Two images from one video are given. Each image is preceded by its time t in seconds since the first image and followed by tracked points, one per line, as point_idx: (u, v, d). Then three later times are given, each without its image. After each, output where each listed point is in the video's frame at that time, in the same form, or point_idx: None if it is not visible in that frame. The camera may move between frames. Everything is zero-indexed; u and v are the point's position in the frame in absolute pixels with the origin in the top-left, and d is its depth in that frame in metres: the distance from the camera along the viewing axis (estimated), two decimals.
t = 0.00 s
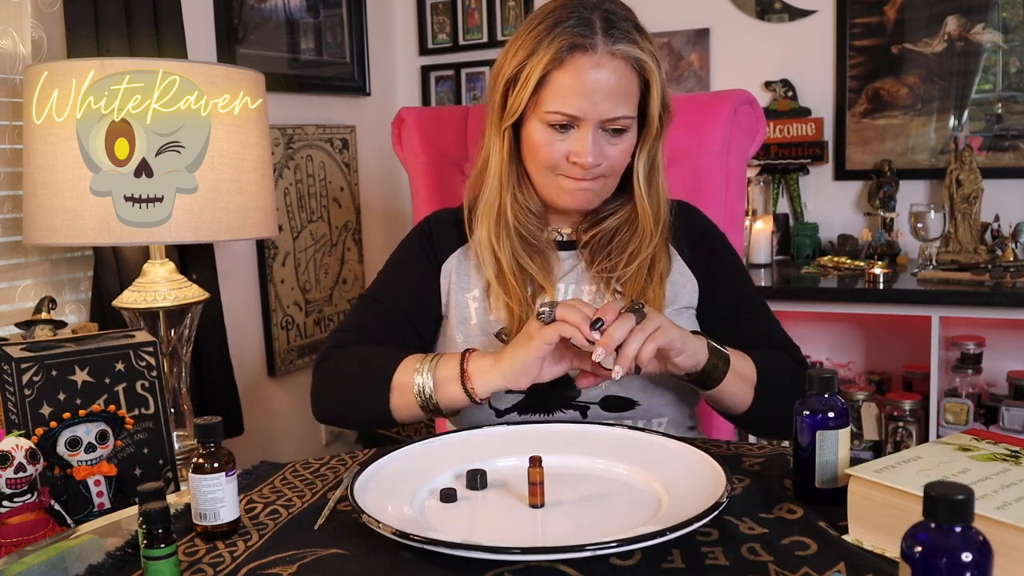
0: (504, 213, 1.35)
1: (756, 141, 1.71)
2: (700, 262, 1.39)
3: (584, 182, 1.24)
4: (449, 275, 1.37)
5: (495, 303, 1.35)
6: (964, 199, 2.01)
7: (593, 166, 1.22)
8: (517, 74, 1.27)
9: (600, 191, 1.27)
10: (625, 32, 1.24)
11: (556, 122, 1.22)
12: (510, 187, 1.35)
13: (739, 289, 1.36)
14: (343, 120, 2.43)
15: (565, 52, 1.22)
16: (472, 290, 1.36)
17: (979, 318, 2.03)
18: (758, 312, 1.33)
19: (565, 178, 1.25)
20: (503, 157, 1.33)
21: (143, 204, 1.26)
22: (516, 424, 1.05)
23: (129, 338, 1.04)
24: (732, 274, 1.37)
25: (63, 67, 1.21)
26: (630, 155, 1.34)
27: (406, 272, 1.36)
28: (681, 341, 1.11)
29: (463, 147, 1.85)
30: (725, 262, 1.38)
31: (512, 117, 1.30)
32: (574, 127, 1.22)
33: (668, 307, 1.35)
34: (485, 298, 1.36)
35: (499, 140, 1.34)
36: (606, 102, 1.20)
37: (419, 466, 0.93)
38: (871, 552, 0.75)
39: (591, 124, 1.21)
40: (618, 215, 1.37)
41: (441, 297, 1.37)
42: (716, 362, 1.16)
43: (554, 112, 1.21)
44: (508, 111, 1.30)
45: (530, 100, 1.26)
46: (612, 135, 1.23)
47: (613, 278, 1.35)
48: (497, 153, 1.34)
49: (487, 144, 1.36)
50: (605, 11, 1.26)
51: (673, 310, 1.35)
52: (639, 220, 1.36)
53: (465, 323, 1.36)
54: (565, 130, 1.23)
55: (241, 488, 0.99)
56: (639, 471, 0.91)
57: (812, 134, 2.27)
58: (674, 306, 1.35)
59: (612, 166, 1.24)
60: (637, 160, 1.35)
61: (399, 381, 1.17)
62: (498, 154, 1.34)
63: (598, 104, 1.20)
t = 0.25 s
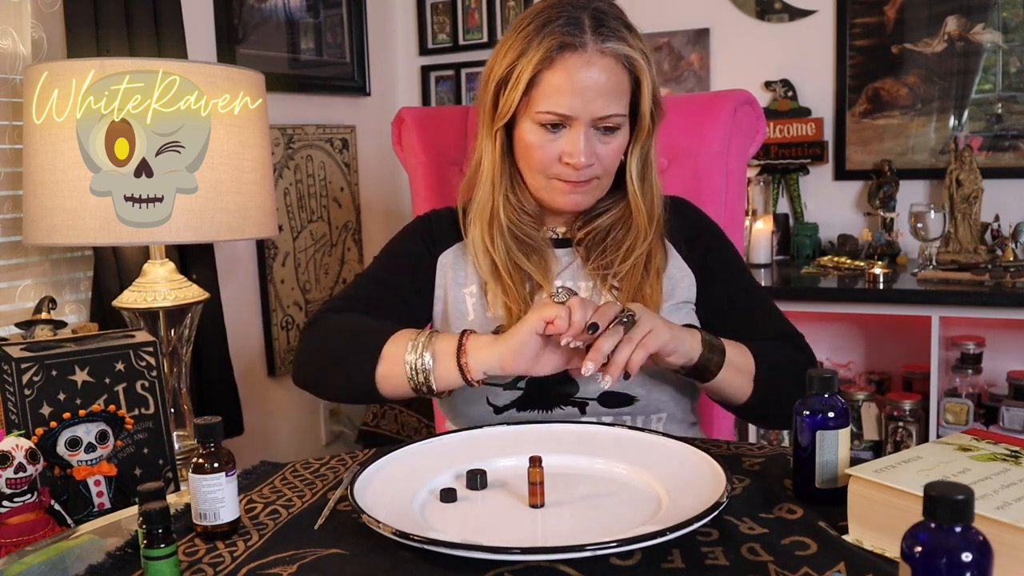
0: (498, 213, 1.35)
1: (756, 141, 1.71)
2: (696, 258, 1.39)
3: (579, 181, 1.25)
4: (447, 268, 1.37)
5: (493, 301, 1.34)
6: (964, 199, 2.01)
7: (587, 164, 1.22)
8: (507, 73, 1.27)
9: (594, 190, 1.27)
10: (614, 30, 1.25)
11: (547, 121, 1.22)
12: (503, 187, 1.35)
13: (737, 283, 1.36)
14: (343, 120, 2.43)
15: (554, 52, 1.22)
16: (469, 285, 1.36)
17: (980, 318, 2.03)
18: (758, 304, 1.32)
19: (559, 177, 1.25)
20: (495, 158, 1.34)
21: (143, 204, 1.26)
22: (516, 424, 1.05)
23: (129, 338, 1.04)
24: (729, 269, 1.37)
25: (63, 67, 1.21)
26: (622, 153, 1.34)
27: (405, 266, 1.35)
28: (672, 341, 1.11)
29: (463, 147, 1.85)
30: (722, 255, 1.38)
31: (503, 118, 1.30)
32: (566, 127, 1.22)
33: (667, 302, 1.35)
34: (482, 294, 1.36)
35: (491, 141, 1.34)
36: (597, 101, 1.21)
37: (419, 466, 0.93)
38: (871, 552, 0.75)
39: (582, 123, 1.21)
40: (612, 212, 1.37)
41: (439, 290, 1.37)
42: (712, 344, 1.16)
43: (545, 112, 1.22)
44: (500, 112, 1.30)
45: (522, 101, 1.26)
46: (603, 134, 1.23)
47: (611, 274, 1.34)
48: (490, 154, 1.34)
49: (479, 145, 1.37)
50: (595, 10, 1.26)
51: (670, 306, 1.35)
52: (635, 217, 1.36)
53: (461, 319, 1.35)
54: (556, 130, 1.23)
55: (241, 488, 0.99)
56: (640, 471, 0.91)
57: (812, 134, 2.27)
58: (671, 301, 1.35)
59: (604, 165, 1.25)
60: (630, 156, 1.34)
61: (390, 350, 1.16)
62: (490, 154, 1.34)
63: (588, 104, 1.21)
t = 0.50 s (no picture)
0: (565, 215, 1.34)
1: (756, 142, 1.71)
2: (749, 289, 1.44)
3: (642, 187, 1.23)
4: (513, 267, 1.38)
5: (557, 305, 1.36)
6: (964, 199, 2.01)
7: (653, 170, 1.21)
8: (579, 67, 1.26)
9: (658, 196, 1.26)
10: (692, 33, 1.23)
11: (617, 123, 1.21)
12: (572, 187, 1.34)
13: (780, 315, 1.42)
14: (343, 120, 2.43)
15: (630, 50, 1.21)
16: (533, 287, 1.38)
17: (980, 318, 2.03)
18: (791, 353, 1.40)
19: (623, 181, 1.24)
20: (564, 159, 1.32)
21: (143, 204, 1.26)
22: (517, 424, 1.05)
23: (129, 338, 1.04)
24: (776, 302, 1.43)
25: (62, 67, 1.21)
26: (697, 163, 1.36)
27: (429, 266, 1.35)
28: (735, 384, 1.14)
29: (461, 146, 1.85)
30: (774, 298, 1.44)
31: (572, 117, 1.29)
32: (634, 128, 1.21)
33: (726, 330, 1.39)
34: (546, 297, 1.37)
35: (560, 140, 1.33)
36: (669, 104, 1.19)
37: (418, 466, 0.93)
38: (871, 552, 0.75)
39: (654, 126, 1.20)
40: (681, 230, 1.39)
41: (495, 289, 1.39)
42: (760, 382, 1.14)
43: (615, 112, 1.20)
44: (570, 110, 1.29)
45: (592, 99, 1.25)
46: (673, 138, 1.21)
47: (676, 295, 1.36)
48: (558, 153, 1.33)
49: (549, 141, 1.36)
50: (674, 10, 1.25)
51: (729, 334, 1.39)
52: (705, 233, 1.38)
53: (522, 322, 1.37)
54: (624, 131, 1.21)
55: (242, 488, 0.99)
56: (640, 472, 0.91)
57: (812, 134, 2.27)
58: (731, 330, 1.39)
59: (671, 171, 1.23)
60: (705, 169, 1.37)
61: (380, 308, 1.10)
62: (560, 153, 1.33)
63: (660, 106, 1.19)
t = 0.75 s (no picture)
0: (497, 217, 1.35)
1: (757, 141, 1.71)
2: (703, 268, 1.39)
3: (561, 183, 1.25)
4: (446, 279, 1.37)
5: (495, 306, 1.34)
6: (964, 199, 2.01)
7: (567, 165, 1.22)
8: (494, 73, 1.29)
9: (582, 191, 1.27)
10: (594, 30, 1.25)
11: (529, 122, 1.23)
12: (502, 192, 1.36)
13: (737, 294, 1.37)
14: (343, 120, 2.43)
15: (532, 51, 1.23)
16: (471, 292, 1.36)
17: (979, 318, 2.03)
18: (754, 322, 1.34)
19: (543, 180, 1.25)
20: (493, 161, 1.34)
21: (143, 204, 1.26)
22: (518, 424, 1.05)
23: (129, 338, 1.04)
24: (732, 279, 1.38)
25: (63, 67, 1.21)
26: (618, 157, 1.33)
27: (393, 279, 1.36)
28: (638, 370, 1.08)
29: (462, 147, 1.85)
30: (728, 267, 1.39)
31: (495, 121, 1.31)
32: (546, 127, 1.22)
33: (671, 309, 1.35)
34: (484, 300, 1.35)
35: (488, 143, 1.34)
36: (574, 100, 1.21)
37: (419, 466, 0.93)
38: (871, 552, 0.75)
39: (562, 123, 1.21)
40: (614, 217, 1.37)
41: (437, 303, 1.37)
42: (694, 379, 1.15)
43: (525, 112, 1.22)
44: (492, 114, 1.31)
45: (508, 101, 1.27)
46: (587, 134, 1.23)
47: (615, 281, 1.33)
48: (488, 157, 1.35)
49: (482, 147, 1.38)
50: (580, 9, 1.27)
51: (675, 313, 1.35)
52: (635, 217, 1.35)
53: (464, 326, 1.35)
54: (538, 130, 1.23)
55: (241, 488, 0.99)
56: (640, 472, 0.91)
57: (812, 134, 2.27)
58: (676, 309, 1.35)
59: (588, 165, 1.25)
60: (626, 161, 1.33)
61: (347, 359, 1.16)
62: (489, 157, 1.35)
63: (566, 103, 1.21)
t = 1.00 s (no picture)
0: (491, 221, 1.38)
1: (756, 141, 1.71)
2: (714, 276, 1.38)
3: (536, 187, 1.25)
4: (448, 288, 1.37)
5: (497, 310, 1.33)
6: (964, 199, 2.01)
7: (537, 168, 1.23)
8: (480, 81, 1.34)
9: (561, 195, 1.27)
10: (564, 33, 1.26)
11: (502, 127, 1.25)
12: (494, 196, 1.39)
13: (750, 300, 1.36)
14: (343, 120, 2.43)
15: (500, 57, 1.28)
16: (472, 297, 1.35)
17: (979, 318, 2.03)
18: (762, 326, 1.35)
19: (521, 184, 1.26)
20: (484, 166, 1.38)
21: (143, 204, 1.26)
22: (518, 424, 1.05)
23: (129, 338, 1.04)
24: (744, 288, 1.37)
25: (63, 67, 1.21)
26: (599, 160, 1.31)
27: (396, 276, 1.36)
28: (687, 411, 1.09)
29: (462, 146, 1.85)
30: (738, 274, 1.38)
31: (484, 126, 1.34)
32: (518, 130, 1.24)
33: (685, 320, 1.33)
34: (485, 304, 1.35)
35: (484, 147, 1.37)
36: (540, 103, 1.22)
37: (419, 466, 0.93)
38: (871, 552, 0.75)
39: (530, 126, 1.23)
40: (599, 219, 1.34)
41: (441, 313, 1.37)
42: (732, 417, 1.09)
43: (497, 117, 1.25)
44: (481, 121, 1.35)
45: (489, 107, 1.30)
46: (558, 137, 1.24)
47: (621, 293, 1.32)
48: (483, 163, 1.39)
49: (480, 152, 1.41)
50: (555, 13, 1.29)
51: (688, 324, 1.33)
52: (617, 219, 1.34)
53: (466, 333, 1.34)
54: (512, 135, 1.25)
55: (242, 488, 0.99)
56: (640, 472, 0.91)
57: (812, 134, 2.27)
58: (688, 320, 1.34)
59: (562, 168, 1.25)
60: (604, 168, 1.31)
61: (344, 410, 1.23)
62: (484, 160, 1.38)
63: (532, 106, 1.22)
